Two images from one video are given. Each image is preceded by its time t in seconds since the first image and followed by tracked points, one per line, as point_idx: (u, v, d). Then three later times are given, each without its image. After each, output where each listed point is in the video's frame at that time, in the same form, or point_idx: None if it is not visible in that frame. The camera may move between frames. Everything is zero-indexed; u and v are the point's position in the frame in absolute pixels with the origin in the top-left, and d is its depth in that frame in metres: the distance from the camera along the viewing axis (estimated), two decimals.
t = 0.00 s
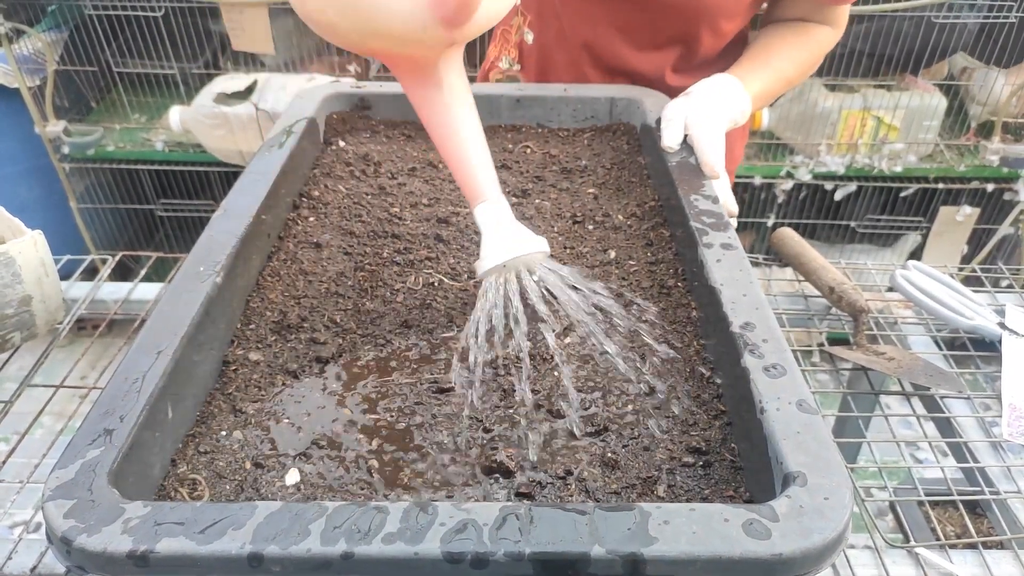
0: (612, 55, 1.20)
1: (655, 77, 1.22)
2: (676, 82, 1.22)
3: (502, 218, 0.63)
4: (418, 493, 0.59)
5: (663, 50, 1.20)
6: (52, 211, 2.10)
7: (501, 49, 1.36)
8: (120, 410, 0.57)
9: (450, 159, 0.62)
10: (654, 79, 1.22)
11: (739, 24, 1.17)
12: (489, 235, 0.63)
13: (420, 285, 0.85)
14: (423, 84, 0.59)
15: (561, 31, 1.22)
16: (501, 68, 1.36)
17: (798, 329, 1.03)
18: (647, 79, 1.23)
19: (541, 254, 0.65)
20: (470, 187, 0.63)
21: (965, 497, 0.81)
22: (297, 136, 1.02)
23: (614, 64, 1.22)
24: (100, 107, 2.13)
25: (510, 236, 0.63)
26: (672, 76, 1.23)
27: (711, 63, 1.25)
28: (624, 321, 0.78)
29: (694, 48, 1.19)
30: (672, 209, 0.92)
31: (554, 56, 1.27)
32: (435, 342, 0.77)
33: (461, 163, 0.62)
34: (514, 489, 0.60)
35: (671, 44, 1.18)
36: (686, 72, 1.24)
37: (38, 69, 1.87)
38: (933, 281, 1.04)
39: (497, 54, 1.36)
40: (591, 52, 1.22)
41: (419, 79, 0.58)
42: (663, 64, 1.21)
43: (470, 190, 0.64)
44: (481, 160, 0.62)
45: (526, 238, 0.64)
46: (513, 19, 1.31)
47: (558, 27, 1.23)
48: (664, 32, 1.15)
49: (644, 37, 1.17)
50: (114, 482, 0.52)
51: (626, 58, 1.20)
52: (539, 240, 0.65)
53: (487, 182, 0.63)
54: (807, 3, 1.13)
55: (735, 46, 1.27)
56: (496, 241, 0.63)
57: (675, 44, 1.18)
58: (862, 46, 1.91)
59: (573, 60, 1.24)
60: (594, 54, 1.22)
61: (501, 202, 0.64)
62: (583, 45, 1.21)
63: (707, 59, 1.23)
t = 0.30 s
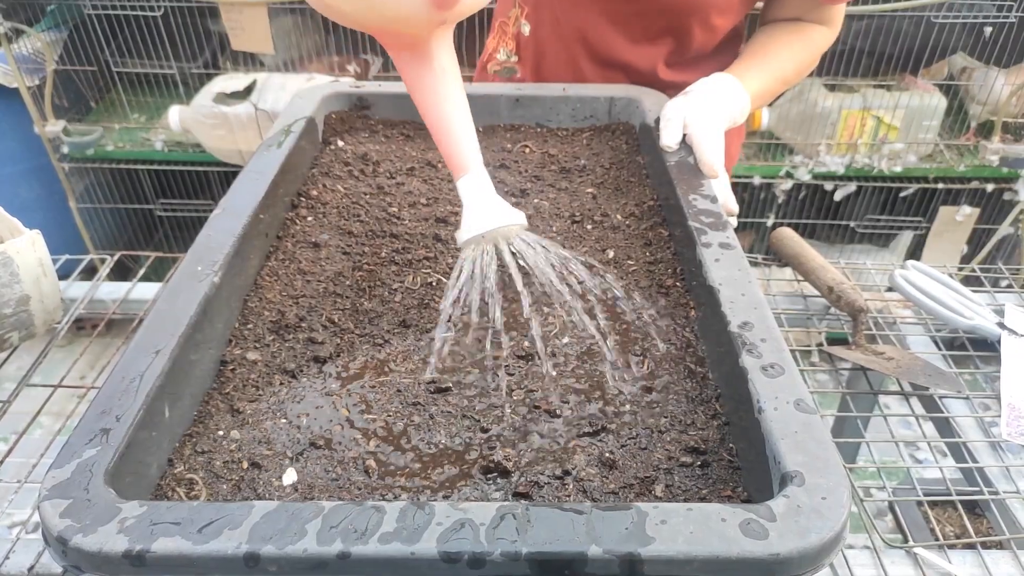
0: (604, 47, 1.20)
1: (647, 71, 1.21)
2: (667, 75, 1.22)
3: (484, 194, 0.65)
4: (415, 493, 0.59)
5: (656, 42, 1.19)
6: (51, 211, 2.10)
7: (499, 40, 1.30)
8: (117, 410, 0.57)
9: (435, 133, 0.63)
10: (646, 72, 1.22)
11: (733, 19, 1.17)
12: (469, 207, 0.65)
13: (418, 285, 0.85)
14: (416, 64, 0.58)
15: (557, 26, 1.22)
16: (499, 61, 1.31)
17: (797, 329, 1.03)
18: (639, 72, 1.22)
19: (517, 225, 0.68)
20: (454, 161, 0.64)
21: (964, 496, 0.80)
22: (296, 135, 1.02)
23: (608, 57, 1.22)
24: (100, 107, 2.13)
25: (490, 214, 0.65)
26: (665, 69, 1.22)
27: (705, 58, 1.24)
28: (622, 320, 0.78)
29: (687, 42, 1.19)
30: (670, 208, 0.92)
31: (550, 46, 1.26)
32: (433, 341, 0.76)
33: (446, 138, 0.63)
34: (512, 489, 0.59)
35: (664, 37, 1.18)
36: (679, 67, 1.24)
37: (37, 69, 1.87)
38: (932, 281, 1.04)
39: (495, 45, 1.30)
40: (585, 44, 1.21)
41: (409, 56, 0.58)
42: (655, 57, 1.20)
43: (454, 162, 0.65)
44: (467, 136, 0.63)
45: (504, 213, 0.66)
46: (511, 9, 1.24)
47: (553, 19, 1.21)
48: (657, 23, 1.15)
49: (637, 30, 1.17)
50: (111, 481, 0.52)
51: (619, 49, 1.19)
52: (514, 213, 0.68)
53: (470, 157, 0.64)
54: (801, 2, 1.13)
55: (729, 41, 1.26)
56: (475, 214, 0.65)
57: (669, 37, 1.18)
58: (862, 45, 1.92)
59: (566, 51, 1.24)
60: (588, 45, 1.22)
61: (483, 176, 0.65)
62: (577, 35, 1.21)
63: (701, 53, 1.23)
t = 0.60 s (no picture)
0: (600, 37, 1.21)
1: (642, 63, 1.22)
2: (663, 67, 1.23)
3: (373, 165, 0.74)
4: (416, 492, 0.59)
5: (653, 35, 1.20)
6: (51, 211, 2.10)
7: (500, 33, 1.28)
8: (118, 409, 0.56)
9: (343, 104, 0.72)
10: (642, 64, 1.22)
11: (728, 17, 1.18)
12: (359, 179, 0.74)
13: (419, 285, 0.85)
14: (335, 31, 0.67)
15: (554, 13, 1.20)
16: (500, 55, 1.30)
17: (798, 328, 1.03)
18: (634, 64, 1.23)
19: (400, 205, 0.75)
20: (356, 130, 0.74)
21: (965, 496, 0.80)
22: (297, 134, 1.02)
23: (604, 48, 1.22)
24: (100, 107, 2.13)
25: (375, 186, 0.73)
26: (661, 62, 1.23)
27: (703, 52, 1.24)
28: (623, 319, 0.78)
29: (682, 37, 1.19)
30: (671, 207, 0.92)
31: (547, 37, 1.24)
32: (433, 341, 0.76)
33: (353, 111, 0.72)
34: (513, 488, 0.59)
35: (659, 29, 1.19)
36: (677, 61, 1.24)
37: (37, 69, 1.87)
38: (933, 281, 1.03)
39: (496, 38, 1.29)
40: (582, 35, 1.21)
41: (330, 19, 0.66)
42: (649, 50, 1.21)
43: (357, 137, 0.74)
44: (370, 115, 0.73)
45: (389, 191, 0.74)
46: (512, 2, 1.24)
47: (550, 11, 1.20)
48: (653, 14, 1.16)
49: (632, 21, 1.18)
50: (113, 480, 0.52)
51: (613, 41, 1.20)
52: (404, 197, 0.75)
53: (369, 135, 0.74)
54: None
55: (729, 37, 1.25)
56: (364, 186, 0.74)
57: (664, 29, 1.19)
58: (863, 42, 1.92)
59: (563, 43, 1.23)
60: (585, 37, 1.22)
61: (379, 150, 0.75)
62: (576, 26, 1.20)
63: (700, 48, 1.23)
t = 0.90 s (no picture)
0: (594, 30, 1.21)
1: (636, 56, 1.22)
2: (657, 61, 1.23)
3: (334, 132, 0.94)
4: (416, 492, 0.59)
5: (645, 28, 1.20)
6: (51, 210, 2.10)
7: (501, 28, 1.29)
8: (117, 409, 0.56)
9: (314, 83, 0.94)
10: (635, 57, 1.22)
11: (723, 12, 1.17)
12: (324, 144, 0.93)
13: (419, 285, 0.85)
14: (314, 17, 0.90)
15: (552, 8, 1.20)
16: (500, 49, 1.30)
17: (799, 328, 1.03)
18: (628, 57, 1.23)
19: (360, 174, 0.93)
20: (322, 104, 0.95)
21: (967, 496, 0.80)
22: (297, 133, 1.02)
23: (599, 42, 1.22)
24: (100, 106, 2.13)
25: (336, 150, 0.93)
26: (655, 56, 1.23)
27: (702, 46, 1.23)
28: (623, 319, 0.78)
29: (676, 30, 1.19)
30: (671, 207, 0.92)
31: (544, 33, 1.24)
32: (433, 341, 0.76)
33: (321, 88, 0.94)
34: (514, 488, 0.59)
35: (652, 22, 1.19)
36: (674, 56, 1.24)
37: (37, 69, 1.87)
38: (934, 280, 1.03)
39: (496, 33, 1.30)
40: (579, 29, 1.21)
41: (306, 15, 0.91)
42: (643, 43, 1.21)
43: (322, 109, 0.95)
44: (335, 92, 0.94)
45: (349, 158, 0.93)
46: None
47: (547, 5, 1.20)
48: (646, 6, 1.16)
49: (625, 14, 1.18)
50: (112, 480, 0.52)
51: (607, 34, 1.20)
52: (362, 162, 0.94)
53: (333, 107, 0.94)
54: None
55: (728, 33, 1.22)
56: (329, 150, 0.93)
57: (658, 21, 1.18)
58: (864, 42, 1.92)
59: (559, 38, 1.23)
60: (580, 31, 1.22)
61: (340, 121, 0.94)
62: (571, 20, 1.20)
63: (697, 43, 1.22)
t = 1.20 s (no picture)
0: (591, 26, 1.20)
1: (634, 51, 1.22)
2: (654, 57, 1.23)
3: (399, 117, 1.02)
4: (416, 492, 0.59)
5: (642, 23, 1.20)
6: (51, 210, 2.10)
7: (500, 24, 1.30)
8: (117, 409, 0.56)
9: (373, 73, 1.03)
10: (632, 53, 1.22)
11: (719, 8, 1.17)
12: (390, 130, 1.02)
13: (420, 284, 0.85)
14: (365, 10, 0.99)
15: (551, 6, 1.21)
16: (500, 45, 1.30)
17: (799, 328, 1.03)
18: (625, 53, 1.23)
19: (426, 153, 1.01)
20: (383, 92, 1.03)
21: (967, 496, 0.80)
22: (297, 133, 1.02)
23: (596, 37, 1.22)
24: (100, 106, 2.13)
25: (401, 133, 1.01)
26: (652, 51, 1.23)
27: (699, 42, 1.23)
28: (623, 319, 0.78)
29: (674, 26, 1.18)
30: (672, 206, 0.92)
31: (543, 30, 1.24)
32: (433, 340, 0.76)
33: (380, 76, 1.03)
34: (514, 487, 0.59)
35: (649, 17, 1.19)
36: (671, 51, 1.24)
37: (37, 68, 1.87)
38: (934, 280, 1.03)
39: (496, 29, 1.30)
40: (577, 25, 1.21)
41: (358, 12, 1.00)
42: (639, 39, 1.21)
43: (384, 96, 1.03)
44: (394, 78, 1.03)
45: (413, 139, 1.01)
46: None
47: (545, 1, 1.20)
48: (643, 2, 1.16)
49: (623, 9, 1.18)
50: (113, 479, 0.52)
51: (604, 29, 1.20)
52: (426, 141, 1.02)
53: (394, 92, 1.03)
54: None
55: (724, 30, 1.23)
56: (394, 133, 1.01)
57: (654, 16, 1.18)
58: (863, 41, 1.91)
59: (557, 34, 1.23)
60: (578, 26, 1.21)
61: (401, 106, 1.03)
62: (569, 15, 1.20)
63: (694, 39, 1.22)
